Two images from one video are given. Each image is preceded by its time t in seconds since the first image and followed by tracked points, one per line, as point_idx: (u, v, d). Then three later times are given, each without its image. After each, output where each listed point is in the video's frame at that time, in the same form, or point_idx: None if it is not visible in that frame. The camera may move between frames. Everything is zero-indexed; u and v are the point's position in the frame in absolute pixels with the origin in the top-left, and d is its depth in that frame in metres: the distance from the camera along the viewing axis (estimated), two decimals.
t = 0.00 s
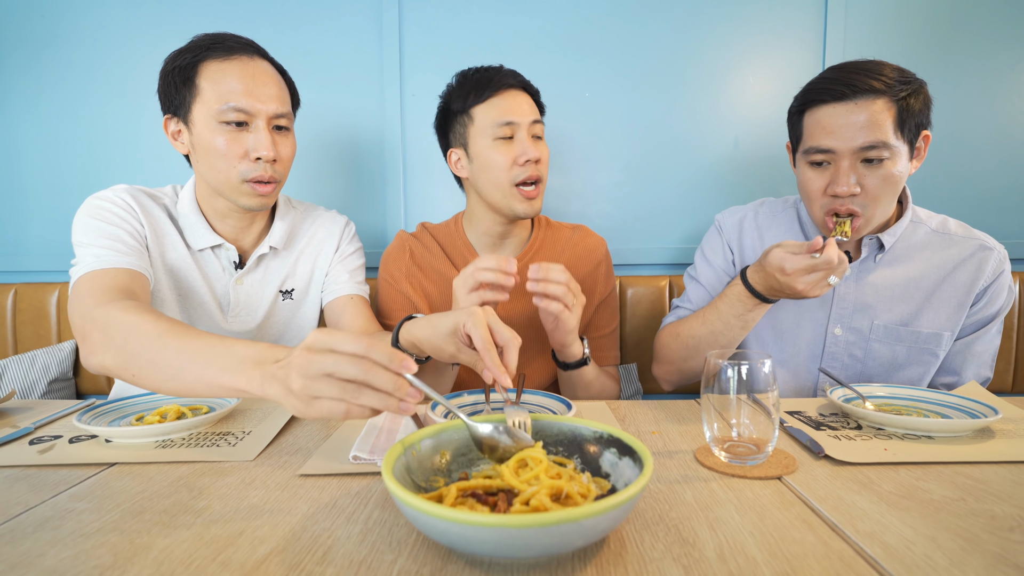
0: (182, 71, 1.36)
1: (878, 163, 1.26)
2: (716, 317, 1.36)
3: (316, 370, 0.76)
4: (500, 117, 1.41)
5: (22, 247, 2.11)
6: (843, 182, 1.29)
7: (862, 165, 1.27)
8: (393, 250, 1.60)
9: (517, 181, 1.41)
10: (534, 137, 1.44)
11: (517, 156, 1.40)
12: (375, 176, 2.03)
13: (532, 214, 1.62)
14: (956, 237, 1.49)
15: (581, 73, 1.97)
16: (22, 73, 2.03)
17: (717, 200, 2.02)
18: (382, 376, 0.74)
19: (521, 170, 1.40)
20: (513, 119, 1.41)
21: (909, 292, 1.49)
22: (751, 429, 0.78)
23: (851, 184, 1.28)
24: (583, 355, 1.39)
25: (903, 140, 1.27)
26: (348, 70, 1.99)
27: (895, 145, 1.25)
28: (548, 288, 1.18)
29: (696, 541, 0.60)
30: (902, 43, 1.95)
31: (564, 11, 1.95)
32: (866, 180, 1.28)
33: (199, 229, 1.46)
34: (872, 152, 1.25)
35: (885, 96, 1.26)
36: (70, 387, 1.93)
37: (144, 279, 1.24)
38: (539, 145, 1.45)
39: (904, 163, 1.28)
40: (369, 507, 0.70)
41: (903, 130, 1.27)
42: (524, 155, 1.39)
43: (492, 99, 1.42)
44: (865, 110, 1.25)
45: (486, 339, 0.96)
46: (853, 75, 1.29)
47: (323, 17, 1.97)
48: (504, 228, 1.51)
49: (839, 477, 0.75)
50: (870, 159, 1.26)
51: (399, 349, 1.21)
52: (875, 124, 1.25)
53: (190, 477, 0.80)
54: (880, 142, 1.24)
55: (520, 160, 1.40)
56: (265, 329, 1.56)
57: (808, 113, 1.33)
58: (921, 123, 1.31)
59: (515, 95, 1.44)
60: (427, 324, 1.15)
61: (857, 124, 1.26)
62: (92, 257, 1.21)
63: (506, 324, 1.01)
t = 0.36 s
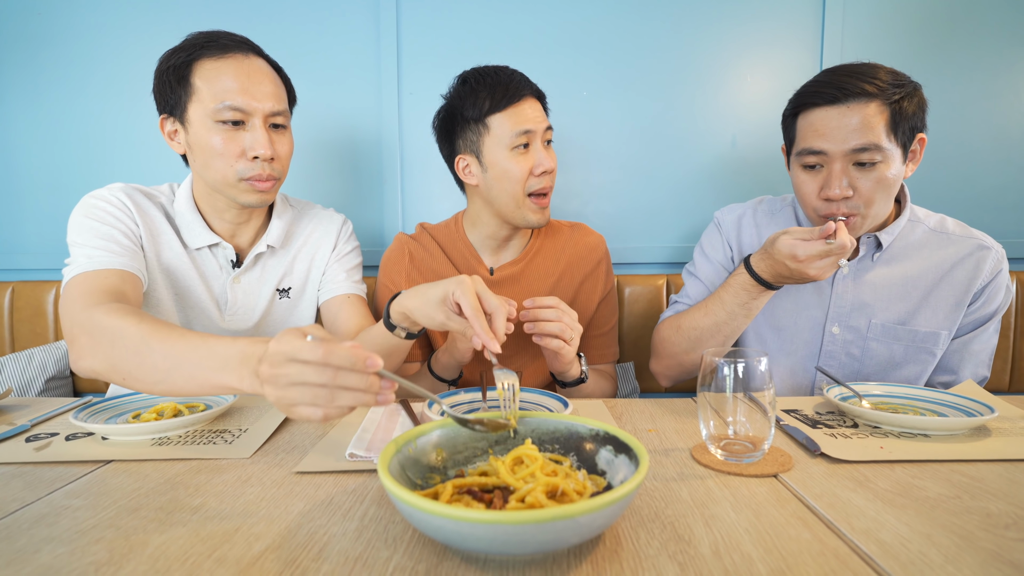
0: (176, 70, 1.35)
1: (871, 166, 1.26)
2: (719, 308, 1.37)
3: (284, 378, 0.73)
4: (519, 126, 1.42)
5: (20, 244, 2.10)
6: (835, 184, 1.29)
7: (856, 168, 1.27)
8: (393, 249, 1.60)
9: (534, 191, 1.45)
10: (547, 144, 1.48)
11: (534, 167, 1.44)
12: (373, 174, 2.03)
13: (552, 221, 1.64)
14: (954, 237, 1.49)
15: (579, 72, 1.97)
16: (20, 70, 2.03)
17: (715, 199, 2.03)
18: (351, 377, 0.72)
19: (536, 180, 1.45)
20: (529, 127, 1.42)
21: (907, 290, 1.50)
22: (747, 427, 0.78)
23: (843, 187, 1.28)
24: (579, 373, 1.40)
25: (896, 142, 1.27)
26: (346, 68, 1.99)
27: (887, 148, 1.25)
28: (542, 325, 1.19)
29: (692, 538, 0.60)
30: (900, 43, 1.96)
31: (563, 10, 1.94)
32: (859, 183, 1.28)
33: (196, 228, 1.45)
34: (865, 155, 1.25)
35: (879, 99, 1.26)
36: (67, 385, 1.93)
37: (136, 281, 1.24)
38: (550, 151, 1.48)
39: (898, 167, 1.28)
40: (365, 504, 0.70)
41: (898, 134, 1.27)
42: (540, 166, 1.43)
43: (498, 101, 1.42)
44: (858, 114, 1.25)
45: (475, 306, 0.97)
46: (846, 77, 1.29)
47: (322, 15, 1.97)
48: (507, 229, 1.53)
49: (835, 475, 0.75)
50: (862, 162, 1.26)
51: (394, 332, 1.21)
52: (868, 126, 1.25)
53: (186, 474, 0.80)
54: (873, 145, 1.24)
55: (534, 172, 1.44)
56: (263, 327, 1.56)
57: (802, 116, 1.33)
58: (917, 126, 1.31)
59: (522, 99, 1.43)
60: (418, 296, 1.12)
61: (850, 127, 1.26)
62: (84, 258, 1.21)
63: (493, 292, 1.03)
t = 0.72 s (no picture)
0: (166, 69, 1.35)
1: (872, 169, 1.26)
2: (717, 311, 1.36)
3: (344, 355, 0.77)
4: (520, 124, 1.41)
5: (20, 242, 2.10)
6: (835, 187, 1.29)
7: (856, 172, 1.27)
8: (393, 247, 1.59)
9: (532, 192, 1.45)
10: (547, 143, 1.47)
11: (534, 167, 1.43)
12: (372, 172, 2.02)
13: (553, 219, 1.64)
14: (954, 235, 1.49)
15: (579, 70, 1.97)
16: (19, 68, 2.03)
17: (715, 198, 2.02)
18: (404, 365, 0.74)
19: (536, 180, 1.44)
20: (530, 124, 1.42)
21: (907, 288, 1.50)
22: (747, 425, 0.78)
23: (843, 189, 1.28)
24: (579, 373, 1.40)
25: (897, 145, 1.27)
26: (346, 66, 1.98)
27: (887, 150, 1.25)
28: (545, 326, 1.19)
29: (691, 536, 0.60)
30: (900, 42, 1.95)
31: (562, 8, 1.94)
32: (859, 186, 1.28)
33: (194, 225, 1.45)
34: (866, 158, 1.25)
35: (879, 102, 1.25)
36: (66, 382, 1.93)
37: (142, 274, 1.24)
38: (551, 151, 1.47)
39: (898, 168, 1.28)
40: (364, 501, 0.70)
41: (898, 135, 1.27)
42: (543, 165, 1.43)
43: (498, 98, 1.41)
44: (858, 118, 1.25)
45: (494, 319, 0.95)
46: (846, 79, 1.28)
47: (320, 13, 1.96)
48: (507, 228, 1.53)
49: (834, 473, 0.75)
50: (862, 164, 1.26)
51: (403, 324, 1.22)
52: (868, 129, 1.24)
53: (185, 471, 0.80)
54: (873, 149, 1.24)
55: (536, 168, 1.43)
56: (262, 323, 1.56)
57: (802, 117, 1.33)
58: (917, 126, 1.31)
59: (522, 97, 1.42)
60: (430, 298, 1.13)
61: (850, 130, 1.25)
62: (90, 253, 1.21)
63: (512, 301, 1.00)
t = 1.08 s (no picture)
0: (165, 68, 1.35)
1: (877, 152, 1.27)
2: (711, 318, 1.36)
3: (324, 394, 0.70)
4: (518, 123, 1.41)
5: (21, 241, 2.10)
6: (843, 170, 1.29)
7: (862, 154, 1.27)
8: (392, 245, 1.59)
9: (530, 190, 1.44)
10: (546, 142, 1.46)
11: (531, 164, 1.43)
12: (372, 171, 2.02)
13: (550, 218, 1.64)
14: (949, 232, 1.49)
15: (579, 69, 1.97)
16: (20, 67, 2.03)
17: (715, 197, 2.02)
18: (392, 402, 0.68)
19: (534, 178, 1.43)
20: (528, 124, 1.41)
21: (903, 285, 1.50)
22: (747, 424, 0.78)
23: (851, 171, 1.29)
24: (579, 372, 1.40)
25: (901, 130, 1.28)
26: (346, 65, 1.98)
27: (893, 135, 1.26)
28: (546, 323, 1.19)
29: (691, 534, 0.60)
30: (900, 41, 1.95)
31: (562, 7, 1.94)
32: (865, 169, 1.28)
33: (195, 225, 1.45)
34: (872, 141, 1.26)
35: (886, 87, 1.26)
36: (67, 381, 1.93)
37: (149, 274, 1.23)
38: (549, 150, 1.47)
39: (901, 156, 1.29)
40: (363, 500, 0.70)
41: (903, 121, 1.27)
42: (540, 165, 1.42)
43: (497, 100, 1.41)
44: (865, 101, 1.25)
45: (494, 317, 0.96)
46: (854, 64, 1.28)
47: (320, 12, 1.96)
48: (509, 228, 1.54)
49: (834, 472, 0.75)
50: (869, 148, 1.27)
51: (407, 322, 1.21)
52: (874, 114, 1.25)
53: (185, 469, 0.80)
54: (880, 131, 1.25)
55: (535, 168, 1.43)
56: (264, 322, 1.56)
57: (809, 102, 1.32)
58: (919, 116, 1.32)
59: (523, 100, 1.43)
60: (431, 293, 1.13)
61: (857, 114, 1.26)
62: (95, 256, 1.20)
63: (513, 297, 1.00)
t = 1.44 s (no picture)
0: (163, 68, 1.35)
1: (858, 150, 1.33)
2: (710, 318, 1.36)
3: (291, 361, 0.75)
4: (488, 124, 1.39)
5: (22, 241, 2.10)
6: (825, 167, 1.36)
7: (843, 152, 1.34)
8: (391, 241, 1.59)
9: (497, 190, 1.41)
10: (523, 149, 1.41)
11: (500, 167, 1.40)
12: (373, 171, 2.02)
13: (533, 209, 1.64)
14: (937, 228, 1.50)
15: (579, 69, 1.97)
16: (20, 67, 2.03)
17: (715, 197, 2.02)
18: (358, 365, 0.74)
19: (502, 180, 1.40)
20: (499, 126, 1.38)
21: (893, 280, 1.50)
22: (746, 424, 0.78)
23: (832, 169, 1.35)
24: (584, 365, 1.39)
25: (882, 128, 1.34)
26: (346, 65, 1.98)
27: (874, 133, 1.32)
28: (552, 313, 1.19)
29: (689, 534, 0.60)
30: (900, 40, 1.95)
31: (562, 7, 1.94)
32: (845, 165, 1.35)
33: (192, 224, 1.45)
34: (852, 139, 1.33)
35: (866, 86, 1.32)
36: (66, 381, 1.93)
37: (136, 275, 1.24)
38: (528, 155, 1.42)
39: (883, 153, 1.35)
40: (362, 500, 0.70)
41: (883, 120, 1.34)
42: (507, 167, 1.38)
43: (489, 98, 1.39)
44: (845, 101, 1.32)
45: (489, 305, 0.97)
46: (835, 66, 1.35)
47: (320, 12, 1.96)
48: (502, 228, 1.52)
49: (833, 471, 0.75)
50: (850, 146, 1.33)
51: (405, 315, 1.21)
52: (854, 113, 1.32)
53: (184, 470, 0.80)
54: (859, 129, 1.31)
55: (503, 171, 1.39)
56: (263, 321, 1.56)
57: (793, 103, 1.40)
58: (900, 114, 1.37)
59: (514, 100, 1.40)
60: (427, 283, 1.13)
61: (837, 113, 1.33)
62: (83, 253, 1.21)
63: (507, 285, 1.03)
